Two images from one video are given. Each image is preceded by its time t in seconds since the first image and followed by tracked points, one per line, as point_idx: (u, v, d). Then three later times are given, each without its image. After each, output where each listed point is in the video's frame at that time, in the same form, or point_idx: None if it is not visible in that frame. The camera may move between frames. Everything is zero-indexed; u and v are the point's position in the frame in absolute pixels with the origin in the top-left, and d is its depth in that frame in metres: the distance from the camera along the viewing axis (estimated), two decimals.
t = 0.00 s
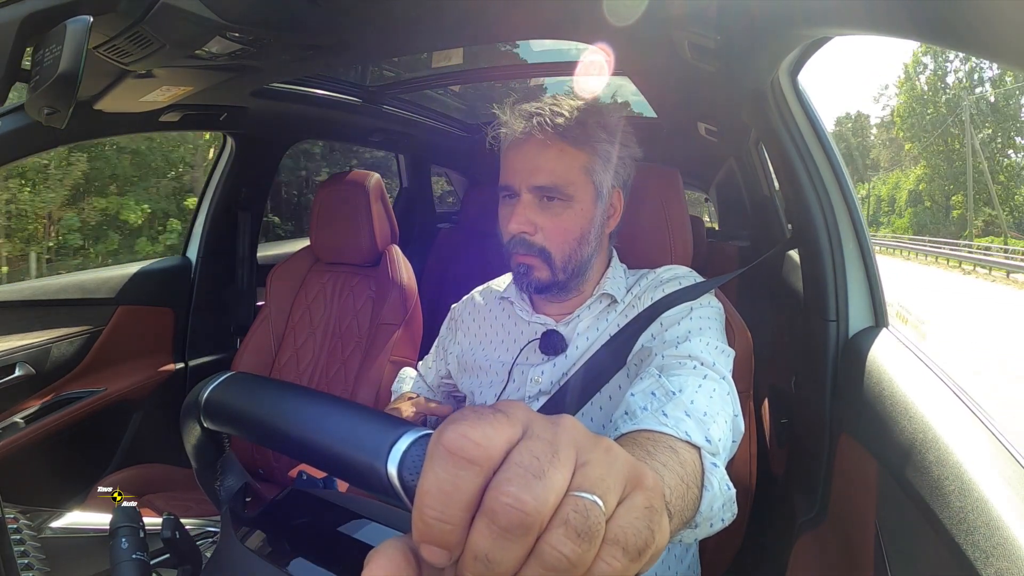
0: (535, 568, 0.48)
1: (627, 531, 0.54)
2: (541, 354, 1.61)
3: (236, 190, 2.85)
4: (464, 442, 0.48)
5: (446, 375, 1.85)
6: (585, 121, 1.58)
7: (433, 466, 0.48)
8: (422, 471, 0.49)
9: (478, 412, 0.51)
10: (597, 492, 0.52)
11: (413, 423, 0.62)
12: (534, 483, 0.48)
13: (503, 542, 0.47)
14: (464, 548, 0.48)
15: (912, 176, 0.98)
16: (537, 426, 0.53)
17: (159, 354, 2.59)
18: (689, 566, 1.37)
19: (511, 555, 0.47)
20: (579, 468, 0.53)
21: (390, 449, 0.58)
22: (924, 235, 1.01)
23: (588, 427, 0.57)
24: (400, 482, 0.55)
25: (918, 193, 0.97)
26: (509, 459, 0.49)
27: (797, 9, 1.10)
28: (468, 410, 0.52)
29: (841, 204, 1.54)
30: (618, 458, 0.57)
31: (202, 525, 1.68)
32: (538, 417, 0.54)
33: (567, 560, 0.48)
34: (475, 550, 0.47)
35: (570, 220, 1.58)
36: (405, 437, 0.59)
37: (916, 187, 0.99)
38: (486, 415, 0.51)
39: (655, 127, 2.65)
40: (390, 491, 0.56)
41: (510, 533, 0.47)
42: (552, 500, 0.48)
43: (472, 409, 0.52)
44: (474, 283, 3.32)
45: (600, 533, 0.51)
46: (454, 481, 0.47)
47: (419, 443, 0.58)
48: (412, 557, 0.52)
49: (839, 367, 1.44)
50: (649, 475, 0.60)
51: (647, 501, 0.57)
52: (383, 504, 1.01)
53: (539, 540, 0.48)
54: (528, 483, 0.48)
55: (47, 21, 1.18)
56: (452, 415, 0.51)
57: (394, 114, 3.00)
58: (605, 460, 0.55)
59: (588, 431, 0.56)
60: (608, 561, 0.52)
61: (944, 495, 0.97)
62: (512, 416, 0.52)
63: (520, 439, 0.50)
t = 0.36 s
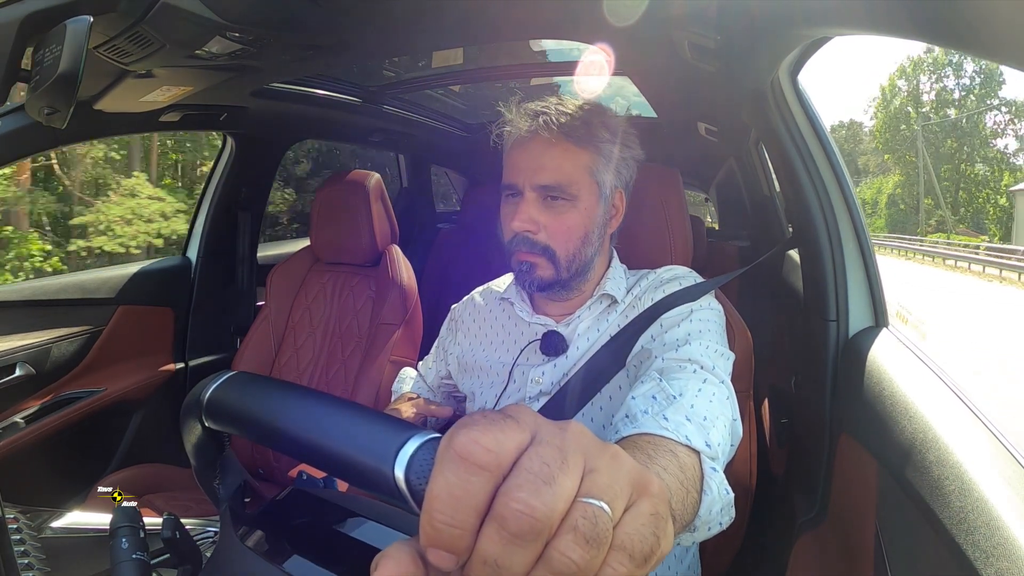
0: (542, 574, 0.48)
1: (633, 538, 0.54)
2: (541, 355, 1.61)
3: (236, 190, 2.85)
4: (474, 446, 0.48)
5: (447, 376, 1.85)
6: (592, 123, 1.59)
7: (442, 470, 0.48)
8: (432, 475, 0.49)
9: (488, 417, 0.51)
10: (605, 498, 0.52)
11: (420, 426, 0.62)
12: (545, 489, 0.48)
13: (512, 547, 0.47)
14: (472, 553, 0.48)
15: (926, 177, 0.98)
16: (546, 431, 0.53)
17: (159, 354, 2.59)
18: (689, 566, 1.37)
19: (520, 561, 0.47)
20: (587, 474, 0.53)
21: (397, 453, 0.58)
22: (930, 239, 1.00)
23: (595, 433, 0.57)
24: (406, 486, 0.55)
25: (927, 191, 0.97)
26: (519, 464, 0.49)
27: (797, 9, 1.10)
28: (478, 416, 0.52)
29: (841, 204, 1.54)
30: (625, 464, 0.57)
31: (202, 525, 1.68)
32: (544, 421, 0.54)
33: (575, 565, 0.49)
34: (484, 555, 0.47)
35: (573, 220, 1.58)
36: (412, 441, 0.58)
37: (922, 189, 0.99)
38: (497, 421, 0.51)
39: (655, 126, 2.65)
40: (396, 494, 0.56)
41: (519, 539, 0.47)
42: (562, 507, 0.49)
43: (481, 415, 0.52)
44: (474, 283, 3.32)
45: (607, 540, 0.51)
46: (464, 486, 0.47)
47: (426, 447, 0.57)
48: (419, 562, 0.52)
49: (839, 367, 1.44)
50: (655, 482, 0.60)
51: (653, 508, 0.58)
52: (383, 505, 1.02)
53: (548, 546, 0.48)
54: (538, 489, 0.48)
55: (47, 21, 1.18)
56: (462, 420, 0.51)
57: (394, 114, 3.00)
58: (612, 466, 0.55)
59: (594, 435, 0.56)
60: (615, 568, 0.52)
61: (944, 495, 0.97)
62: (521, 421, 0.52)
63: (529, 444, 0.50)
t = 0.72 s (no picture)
0: (537, 570, 0.48)
1: (628, 533, 0.54)
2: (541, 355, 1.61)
3: (236, 190, 2.85)
4: (464, 443, 0.48)
5: (446, 376, 1.85)
6: (594, 122, 1.59)
7: (434, 468, 0.48)
8: (423, 473, 0.49)
9: (479, 413, 0.51)
10: (598, 493, 0.52)
11: (415, 423, 0.62)
12: (536, 484, 0.48)
13: (505, 543, 0.47)
14: (466, 550, 0.48)
15: (948, 181, 0.97)
16: (538, 426, 0.53)
17: (159, 354, 2.59)
18: (689, 566, 1.37)
19: (513, 557, 0.47)
20: (580, 469, 0.53)
21: (392, 450, 0.58)
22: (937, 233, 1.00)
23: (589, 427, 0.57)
24: (401, 483, 0.55)
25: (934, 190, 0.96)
26: (511, 461, 0.49)
27: (797, 9, 1.10)
28: (469, 413, 0.52)
29: (841, 204, 1.54)
30: (619, 458, 0.57)
31: (202, 525, 1.68)
32: (537, 416, 0.54)
33: (569, 561, 0.48)
34: (478, 552, 0.47)
35: (572, 218, 1.58)
36: (408, 437, 0.59)
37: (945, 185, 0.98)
38: (488, 417, 0.51)
39: (655, 127, 2.64)
40: (391, 491, 0.56)
41: (512, 534, 0.47)
42: (554, 502, 0.49)
43: (473, 411, 0.52)
44: (474, 283, 3.32)
45: (601, 534, 0.51)
46: (456, 484, 0.47)
47: (421, 444, 0.58)
48: (414, 557, 0.52)
49: (839, 367, 1.44)
50: (650, 476, 0.60)
51: (648, 501, 0.57)
52: (384, 504, 1.01)
53: (540, 542, 0.48)
54: (529, 484, 0.48)
55: (47, 21, 1.18)
56: (454, 416, 0.51)
57: (394, 114, 3.00)
58: (606, 460, 0.55)
59: (588, 430, 0.56)
60: (611, 563, 0.52)
61: (944, 495, 0.97)
62: (513, 416, 0.52)
63: (521, 440, 0.50)
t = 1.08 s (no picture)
0: (531, 567, 0.48)
1: (623, 528, 0.54)
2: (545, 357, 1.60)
3: (236, 190, 2.85)
4: (457, 439, 0.48)
5: (447, 377, 1.85)
6: (544, 131, 1.60)
7: (427, 465, 0.48)
8: (417, 470, 0.49)
9: (473, 410, 0.51)
10: (593, 489, 0.52)
11: (410, 421, 0.62)
12: (529, 480, 0.48)
13: (499, 540, 0.47)
14: (460, 547, 0.48)
15: (946, 182, 0.97)
16: (533, 423, 0.53)
17: (159, 354, 2.59)
18: (689, 566, 1.37)
19: (506, 553, 0.47)
20: (575, 464, 0.53)
21: (387, 447, 0.58)
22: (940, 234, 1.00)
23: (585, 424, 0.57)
24: (396, 480, 0.55)
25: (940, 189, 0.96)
26: (504, 457, 0.48)
27: (798, 9, 1.10)
28: (463, 409, 0.52)
29: (841, 205, 1.54)
30: (614, 455, 0.57)
31: (202, 525, 1.68)
32: (533, 413, 0.54)
33: (563, 557, 0.49)
34: (471, 548, 0.47)
35: (524, 224, 1.63)
36: (403, 433, 0.59)
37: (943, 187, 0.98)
38: (481, 413, 0.51)
39: (655, 127, 2.64)
40: (387, 488, 0.56)
41: (505, 531, 0.47)
42: (547, 498, 0.49)
43: (467, 407, 0.52)
44: (474, 283, 3.32)
45: (595, 530, 0.51)
46: (449, 480, 0.48)
47: (415, 441, 0.58)
48: (409, 555, 0.52)
49: (839, 367, 1.44)
50: (646, 471, 0.59)
51: (644, 497, 0.57)
52: (385, 505, 1.01)
53: (534, 538, 0.48)
54: (522, 479, 0.48)
55: (47, 21, 1.18)
56: (448, 412, 0.51)
57: (394, 114, 3.00)
58: (601, 455, 0.55)
59: (584, 427, 0.56)
60: (605, 558, 0.52)
61: (944, 495, 0.97)
62: (507, 413, 0.52)
63: (515, 436, 0.50)
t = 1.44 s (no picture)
0: (531, 567, 0.48)
1: (623, 529, 0.54)
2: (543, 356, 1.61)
3: (236, 190, 2.85)
4: (457, 439, 0.48)
5: (446, 377, 1.85)
6: (560, 125, 1.60)
7: (428, 465, 0.48)
8: (417, 470, 0.49)
9: (473, 410, 0.51)
10: (594, 489, 0.52)
11: (410, 421, 0.62)
12: (530, 480, 0.48)
13: (500, 540, 0.47)
14: (460, 547, 0.48)
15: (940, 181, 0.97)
16: (533, 424, 0.53)
17: (159, 354, 2.59)
18: (690, 566, 1.37)
19: (507, 553, 0.47)
20: (575, 465, 0.53)
21: (387, 447, 0.58)
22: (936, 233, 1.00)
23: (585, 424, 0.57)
24: (396, 480, 0.55)
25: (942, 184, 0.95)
26: (504, 457, 0.49)
27: (798, 9, 1.10)
28: (463, 409, 0.52)
29: (842, 205, 1.54)
30: (614, 455, 0.57)
31: (202, 525, 1.68)
32: (533, 414, 0.54)
33: (563, 557, 0.48)
34: (471, 548, 0.47)
35: (541, 217, 1.61)
36: (402, 432, 0.59)
37: (940, 186, 0.98)
38: (482, 413, 0.51)
39: (655, 127, 2.64)
40: (387, 488, 0.57)
41: (505, 531, 0.47)
42: (548, 497, 0.49)
43: (467, 407, 0.52)
44: (474, 283, 3.32)
45: (596, 531, 0.51)
46: (449, 480, 0.48)
47: (416, 441, 0.58)
48: (410, 555, 0.52)
49: (839, 367, 1.44)
50: (647, 471, 0.59)
51: (644, 497, 0.57)
52: (384, 505, 1.01)
53: (535, 538, 0.48)
54: (523, 480, 0.48)
55: (47, 20, 1.18)
56: (448, 412, 0.51)
57: (394, 114, 3.00)
58: (601, 456, 0.55)
59: (584, 427, 0.57)
60: (605, 558, 0.52)
61: (944, 495, 0.97)
62: (508, 414, 0.52)
63: (515, 437, 0.50)
